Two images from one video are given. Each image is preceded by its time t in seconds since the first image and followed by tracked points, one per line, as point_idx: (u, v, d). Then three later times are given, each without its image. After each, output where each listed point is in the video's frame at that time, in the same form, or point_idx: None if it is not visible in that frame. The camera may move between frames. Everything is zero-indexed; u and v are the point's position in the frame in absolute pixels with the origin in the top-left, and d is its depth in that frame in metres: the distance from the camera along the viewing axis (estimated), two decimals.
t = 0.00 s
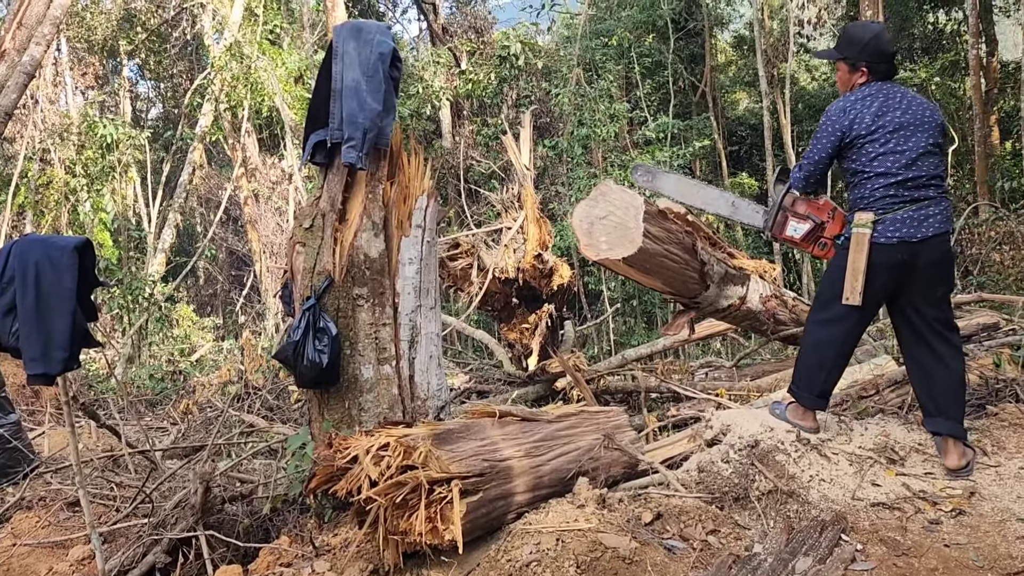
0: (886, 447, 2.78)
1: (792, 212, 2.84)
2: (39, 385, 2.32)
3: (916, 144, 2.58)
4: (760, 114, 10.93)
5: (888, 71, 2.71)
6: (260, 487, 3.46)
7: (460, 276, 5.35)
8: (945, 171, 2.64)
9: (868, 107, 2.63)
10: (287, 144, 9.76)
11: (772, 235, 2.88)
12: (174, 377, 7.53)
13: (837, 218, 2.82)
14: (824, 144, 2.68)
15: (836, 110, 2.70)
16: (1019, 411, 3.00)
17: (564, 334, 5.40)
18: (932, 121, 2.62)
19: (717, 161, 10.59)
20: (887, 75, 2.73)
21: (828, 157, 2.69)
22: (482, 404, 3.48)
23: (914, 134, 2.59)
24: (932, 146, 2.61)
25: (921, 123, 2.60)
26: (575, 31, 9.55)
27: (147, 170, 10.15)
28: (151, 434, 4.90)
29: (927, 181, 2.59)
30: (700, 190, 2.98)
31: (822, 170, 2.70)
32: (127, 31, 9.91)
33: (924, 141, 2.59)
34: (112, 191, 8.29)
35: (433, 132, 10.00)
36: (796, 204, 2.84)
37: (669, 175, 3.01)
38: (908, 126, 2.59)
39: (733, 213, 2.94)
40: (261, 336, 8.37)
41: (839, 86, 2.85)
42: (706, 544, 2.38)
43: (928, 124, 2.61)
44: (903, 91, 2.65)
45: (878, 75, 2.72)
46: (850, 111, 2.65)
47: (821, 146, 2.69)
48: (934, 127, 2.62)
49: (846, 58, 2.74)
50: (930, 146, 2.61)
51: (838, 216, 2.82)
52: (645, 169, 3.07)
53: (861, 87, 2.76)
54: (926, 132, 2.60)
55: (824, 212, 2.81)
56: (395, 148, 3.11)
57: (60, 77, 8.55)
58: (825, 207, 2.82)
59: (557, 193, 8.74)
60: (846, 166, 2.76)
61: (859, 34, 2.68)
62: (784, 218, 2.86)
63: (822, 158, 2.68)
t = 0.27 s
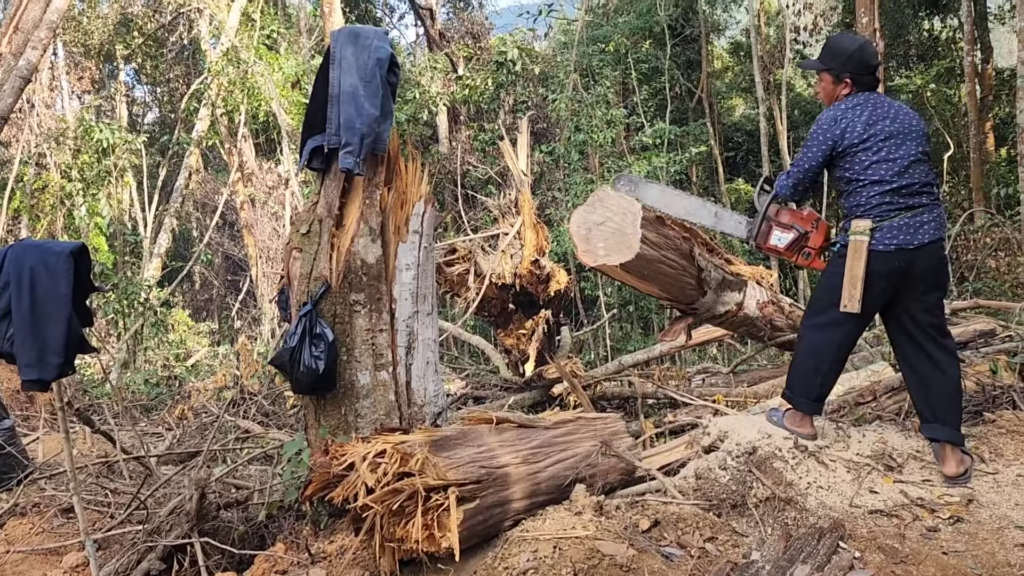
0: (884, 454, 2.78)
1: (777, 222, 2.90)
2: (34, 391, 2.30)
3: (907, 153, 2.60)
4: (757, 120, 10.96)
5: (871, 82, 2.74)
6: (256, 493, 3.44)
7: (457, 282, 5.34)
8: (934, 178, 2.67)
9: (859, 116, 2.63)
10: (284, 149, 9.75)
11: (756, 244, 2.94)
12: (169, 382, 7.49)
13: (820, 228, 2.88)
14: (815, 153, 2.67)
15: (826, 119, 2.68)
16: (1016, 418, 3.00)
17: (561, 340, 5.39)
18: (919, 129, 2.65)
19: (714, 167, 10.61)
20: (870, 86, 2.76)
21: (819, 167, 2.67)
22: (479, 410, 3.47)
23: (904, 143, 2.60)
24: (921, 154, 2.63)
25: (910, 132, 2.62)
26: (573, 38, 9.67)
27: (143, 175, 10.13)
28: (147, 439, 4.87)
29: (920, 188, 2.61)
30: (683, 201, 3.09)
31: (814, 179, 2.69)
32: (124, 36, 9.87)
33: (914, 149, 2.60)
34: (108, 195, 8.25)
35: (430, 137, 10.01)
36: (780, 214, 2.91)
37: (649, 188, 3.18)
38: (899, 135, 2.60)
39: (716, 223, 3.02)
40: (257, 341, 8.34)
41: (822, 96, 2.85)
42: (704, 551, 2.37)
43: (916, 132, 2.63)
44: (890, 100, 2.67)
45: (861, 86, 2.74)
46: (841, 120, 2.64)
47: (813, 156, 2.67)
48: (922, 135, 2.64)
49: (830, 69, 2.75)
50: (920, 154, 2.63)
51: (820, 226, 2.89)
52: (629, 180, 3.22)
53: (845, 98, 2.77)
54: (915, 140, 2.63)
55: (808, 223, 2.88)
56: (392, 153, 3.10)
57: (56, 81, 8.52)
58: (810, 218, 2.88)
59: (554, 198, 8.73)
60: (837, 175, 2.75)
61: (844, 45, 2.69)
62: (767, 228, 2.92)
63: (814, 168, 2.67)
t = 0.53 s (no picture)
0: (878, 459, 2.78)
1: (769, 228, 2.90)
2: (25, 394, 2.28)
3: (904, 158, 2.61)
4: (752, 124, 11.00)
5: (862, 89, 2.76)
6: (249, 497, 3.42)
7: (452, 285, 5.34)
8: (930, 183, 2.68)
9: (856, 123, 2.63)
10: (278, 152, 9.74)
11: (749, 250, 2.91)
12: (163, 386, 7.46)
13: (813, 234, 2.89)
14: (814, 160, 2.66)
15: (823, 125, 2.68)
16: (1010, 423, 3.00)
17: (556, 344, 5.38)
18: (914, 135, 2.67)
19: (709, 171, 10.64)
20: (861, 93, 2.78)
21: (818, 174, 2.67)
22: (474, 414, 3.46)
23: (901, 150, 2.61)
24: (917, 159, 2.65)
25: (905, 138, 2.63)
26: (568, 41, 9.59)
27: (136, 177, 10.09)
28: (139, 443, 4.85)
29: (918, 194, 2.62)
30: (679, 206, 3.09)
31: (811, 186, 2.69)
32: (118, 38, 9.85)
33: (910, 154, 2.62)
34: (102, 198, 8.22)
35: (425, 140, 10.01)
36: (772, 221, 2.91)
37: (647, 194, 3.17)
38: (895, 141, 2.61)
39: (711, 230, 3.02)
40: (251, 344, 8.31)
41: (813, 104, 2.86)
42: (699, 556, 2.36)
43: (911, 138, 2.65)
44: (883, 106, 2.69)
45: (853, 93, 2.76)
46: (839, 126, 2.65)
47: (812, 162, 2.67)
48: (916, 141, 2.66)
49: (822, 75, 2.76)
50: (916, 159, 2.64)
51: (812, 232, 2.89)
52: (627, 185, 3.24)
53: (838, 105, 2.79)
54: (911, 146, 2.64)
55: (800, 229, 2.88)
56: (387, 156, 3.10)
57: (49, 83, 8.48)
58: (802, 225, 2.89)
59: (549, 202, 8.70)
60: (835, 183, 2.74)
61: (835, 51, 2.71)
62: (759, 234, 2.91)
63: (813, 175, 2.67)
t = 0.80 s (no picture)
0: (870, 461, 2.79)
1: (758, 231, 2.91)
2: (14, 396, 2.25)
3: (900, 162, 2.64)
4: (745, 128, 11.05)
5: (856, 93, 2.77)
6: (241, 500, 3.40)
7: (445, 287, 5.33)
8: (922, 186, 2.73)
9: (855, 127, 2.64)
10: (271, 153, 9.72)
11: (738, 254, 2.94)
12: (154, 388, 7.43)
13: (802, 237, 2.89)
14: (813, 165, 2.66)
15: (822, 129, 2.67)
16: (1002, 425, 3.01)
17: (549, 346, 5.38)
18: (907, 139, 2.70)
19: (702, 174, 10.68)
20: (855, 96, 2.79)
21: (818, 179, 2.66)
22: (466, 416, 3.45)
23: (897, 154, 2.64)
24: (911, 163, 2.68)
25: (900, 142, 2.66)
26: (562, 43, 9.61)
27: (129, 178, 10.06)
28: (130, 445, 4.83)
29: (914, 198, 2.66)
30: (672, 208, 3.13)
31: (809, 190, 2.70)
32: (110, 39, 9.83)
33: (905, 159, 2.65)
34: (94, 199, 8.18)
35: (419, 142, 10.00)
36: (761, 224, 2.92)
37: (639, 196, 3.21)
38: (892, 145, 2.64)
39: (704, 231, 3.06)
40: (243, 346, 8.29)
41: (807, 108, 2.86)
42: (692, 558, 2.35)
43: (905, 142, 2.68)
44: (877, 110, 2.71)
45: (847, 96, 2.77)
46: (839, 130, 2.64)
47: (811, 167, 2.66)
48: (909, 145, 2.70)
49: (817, 79, 2.76)
50: (910, 163, 2.68)
51: (802, 235, 2.89)
52: (619, 188, 3.28)
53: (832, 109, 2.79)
54: (906, 150, 2.67)
55: (789, 232, 2.89)
56: (380, 158, 3.09)
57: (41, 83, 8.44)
58: (792, 227, 2.89)
59: (542, 204, 8.67)
60: (832, 187, 2.75)
61: (829, 55, 2.72)
62: (748, 238, 2.92)
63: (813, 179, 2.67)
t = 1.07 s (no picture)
0: (862, 464, 2.79)
1: (750, 234, 2.95)
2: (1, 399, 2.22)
3: (893, 166, 2.65)
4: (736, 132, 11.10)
5: (848, 97, 2.77)
6: (231, 503, 3.36)
7: (437, 290, 5.31)
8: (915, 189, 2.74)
9: (848, 131, 2.65)
10: (262, 155, 9.70)
11: (731, 255, 2.97)
12: (143, 391, 7.38)
13: (794, 240, 2.92)
14: (809, 171, 2.67)
15: (816, 135, 2.68)
16: (993, 429, 3.01)
17: (541, 349, 5.37)
18: (899, 142, 2.71)
19: (693, 178, 10.72)
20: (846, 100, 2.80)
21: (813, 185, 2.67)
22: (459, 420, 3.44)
23: (890, 157, 2.65)
24: (904, 166, 2.70)
25: (892, 146, 2.67)
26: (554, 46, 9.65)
27: (118, 180, 10.00)
28: (119, 448, 4.79)
29: (909, 201, 2.67)
30: (665, 211, 3.16)
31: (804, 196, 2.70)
32: (100, 40, 9.72)
33: (898, 162, 2.66)
34: (83, 200, 8.13)
35: (411, 145, 9.98)
36: (752, 226, 2.96)
37: (632, 200, 3.25)
38: (885, 149, 2.65)
39: (696, 233, 3.07)
40: (234, 349, 8.25)
41: (798, 113, 2.87)
42: (683, 562, 2.34)
43: (898, 145, 2.69)
44: (868, 114, 2.72)
45: (838, 100, 2.78)
46: (832, 135, 2.65)
47: (807, 173, 2.67)
48: (902, 148, 2.71)
49: (807, 84, 2.77)
50: (904, 167, 2.69)
51: (794, 237, 2.92)
52: (612, 191, 3.33)
53: (824, 113, 2.80)
54: (898, 154, 2.69)
55: (782, 235, 2.91)
56: (372, 160, 3.07)
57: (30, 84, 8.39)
58: (781, 229, 2.92)
59: (534, 208, 8.61)
60: (828, 192, 2.76)
61: (819, 60, 2.73)
62: (741, 240, 2.96)
63: (808, 184, 2.67)
